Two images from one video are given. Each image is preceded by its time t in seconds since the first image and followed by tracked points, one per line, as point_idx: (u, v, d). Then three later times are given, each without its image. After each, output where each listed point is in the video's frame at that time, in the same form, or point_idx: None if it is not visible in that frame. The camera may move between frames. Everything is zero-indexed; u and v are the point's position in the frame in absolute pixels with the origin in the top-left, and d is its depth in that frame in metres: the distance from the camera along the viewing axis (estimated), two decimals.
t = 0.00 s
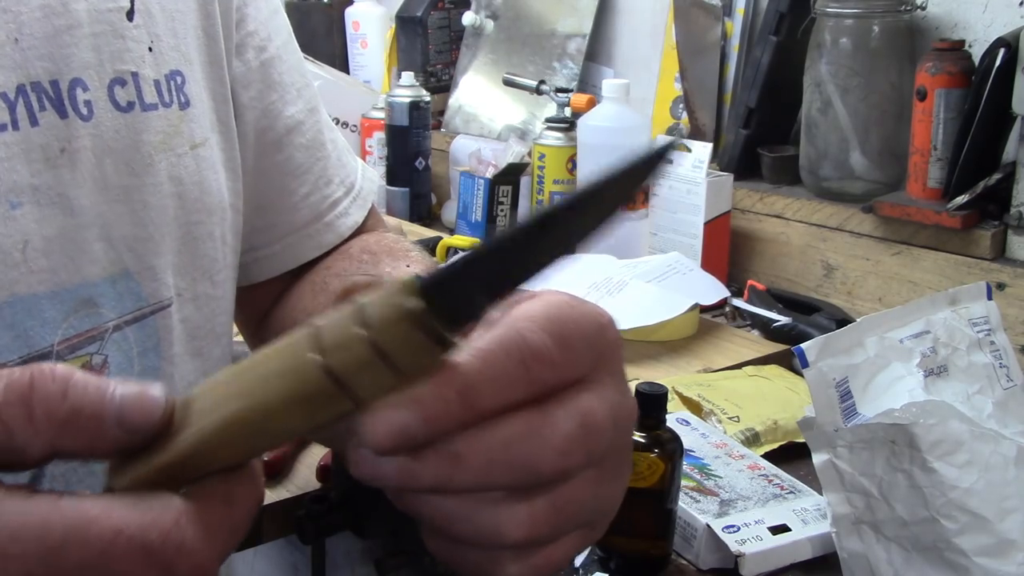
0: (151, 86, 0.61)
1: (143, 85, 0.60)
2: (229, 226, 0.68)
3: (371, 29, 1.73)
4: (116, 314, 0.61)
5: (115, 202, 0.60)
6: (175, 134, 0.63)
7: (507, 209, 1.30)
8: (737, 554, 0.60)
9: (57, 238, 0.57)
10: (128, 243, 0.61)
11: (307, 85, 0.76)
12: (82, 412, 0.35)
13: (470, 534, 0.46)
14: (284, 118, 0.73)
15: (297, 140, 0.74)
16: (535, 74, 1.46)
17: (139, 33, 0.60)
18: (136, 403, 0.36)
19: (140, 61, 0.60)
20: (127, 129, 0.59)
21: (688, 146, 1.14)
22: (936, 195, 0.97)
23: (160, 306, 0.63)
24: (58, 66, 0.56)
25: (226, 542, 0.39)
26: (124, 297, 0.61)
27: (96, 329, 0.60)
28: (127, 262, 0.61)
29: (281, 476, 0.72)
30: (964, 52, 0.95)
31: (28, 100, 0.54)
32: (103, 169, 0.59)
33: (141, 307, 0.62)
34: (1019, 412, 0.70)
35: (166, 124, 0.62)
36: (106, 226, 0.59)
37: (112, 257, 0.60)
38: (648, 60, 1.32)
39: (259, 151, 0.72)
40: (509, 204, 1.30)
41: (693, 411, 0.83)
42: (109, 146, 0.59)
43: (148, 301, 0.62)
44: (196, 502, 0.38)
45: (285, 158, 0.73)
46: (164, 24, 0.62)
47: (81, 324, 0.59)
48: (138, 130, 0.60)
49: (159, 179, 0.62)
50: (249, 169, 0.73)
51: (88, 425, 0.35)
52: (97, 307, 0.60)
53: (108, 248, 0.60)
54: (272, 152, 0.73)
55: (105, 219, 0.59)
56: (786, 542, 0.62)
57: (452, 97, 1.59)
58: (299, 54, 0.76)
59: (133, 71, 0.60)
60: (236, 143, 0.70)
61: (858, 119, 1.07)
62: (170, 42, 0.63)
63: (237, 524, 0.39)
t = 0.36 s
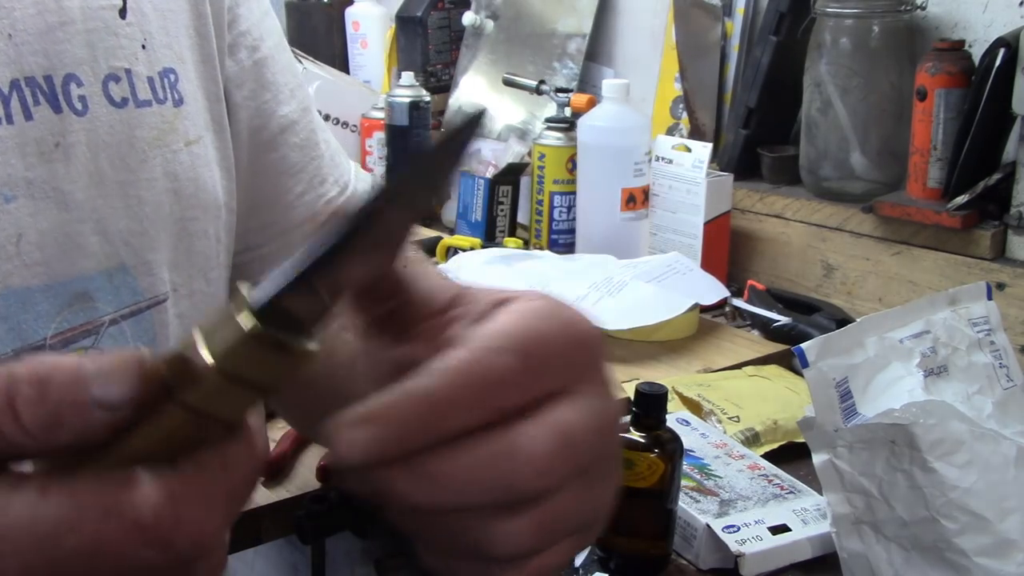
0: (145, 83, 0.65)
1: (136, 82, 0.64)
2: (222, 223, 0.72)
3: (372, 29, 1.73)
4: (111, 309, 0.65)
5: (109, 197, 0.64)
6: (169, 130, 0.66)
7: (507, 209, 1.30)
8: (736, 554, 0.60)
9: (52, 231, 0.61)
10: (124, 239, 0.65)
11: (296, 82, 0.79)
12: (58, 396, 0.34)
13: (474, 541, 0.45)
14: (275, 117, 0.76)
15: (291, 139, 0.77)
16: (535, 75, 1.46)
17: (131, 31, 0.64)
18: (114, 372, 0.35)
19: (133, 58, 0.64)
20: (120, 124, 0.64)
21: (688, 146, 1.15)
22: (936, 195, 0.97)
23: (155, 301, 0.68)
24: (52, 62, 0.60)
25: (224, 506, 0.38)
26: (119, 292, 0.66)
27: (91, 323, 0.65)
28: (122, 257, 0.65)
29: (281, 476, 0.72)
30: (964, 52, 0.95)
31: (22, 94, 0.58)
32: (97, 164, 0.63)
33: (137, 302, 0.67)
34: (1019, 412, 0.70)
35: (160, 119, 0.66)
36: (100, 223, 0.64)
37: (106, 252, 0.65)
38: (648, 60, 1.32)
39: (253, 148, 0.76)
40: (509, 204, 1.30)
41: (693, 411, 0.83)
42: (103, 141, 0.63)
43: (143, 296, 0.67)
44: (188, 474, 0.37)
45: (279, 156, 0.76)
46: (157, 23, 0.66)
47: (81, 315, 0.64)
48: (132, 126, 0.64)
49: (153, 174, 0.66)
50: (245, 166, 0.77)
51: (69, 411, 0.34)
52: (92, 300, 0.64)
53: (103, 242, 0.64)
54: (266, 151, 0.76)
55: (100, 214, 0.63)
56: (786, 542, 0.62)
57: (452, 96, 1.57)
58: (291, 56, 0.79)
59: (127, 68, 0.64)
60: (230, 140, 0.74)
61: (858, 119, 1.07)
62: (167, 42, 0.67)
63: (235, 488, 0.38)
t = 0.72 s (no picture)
0: (136, 64, 0.62)
1: (127, 63, 0.62)
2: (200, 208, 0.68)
3: (371, 29, 1.73)
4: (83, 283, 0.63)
5: (87, 170, 0.62)
6: (156, 115, 0.63)
7: (507, 209, 1.30)
8: (736, 554, 0.60)
9: (27, 195, 0.60)
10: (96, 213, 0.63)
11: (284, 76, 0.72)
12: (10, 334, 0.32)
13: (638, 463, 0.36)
14: (263, 114, 0.69)
15: (282, 138, 0.70)
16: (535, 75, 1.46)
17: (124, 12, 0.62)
18: (69, 301, 0.33)
19: (123, 39, 0.62)
20: (108, 101, 0.61)
21: (688, 146, 1.14)
22: (936, 195, 0.97)
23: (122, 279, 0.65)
24: (46, 30, 0.59)
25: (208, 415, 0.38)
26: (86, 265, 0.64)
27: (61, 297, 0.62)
28: (91, 230, 0.64)
29: (281, 476, 0.72)
30: (964, 52, 0.95)
31: (14, 58, 0.58)
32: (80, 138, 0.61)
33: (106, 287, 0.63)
34: (1019, 412, 0.70)
35: (149, 103, 0.63)
36: (75, 193, 0.62)
37: (77, 223, 0.63)
38: (648, 60, 1.32)
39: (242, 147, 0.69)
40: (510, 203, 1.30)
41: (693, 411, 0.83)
42: (90, 116, 0.61)
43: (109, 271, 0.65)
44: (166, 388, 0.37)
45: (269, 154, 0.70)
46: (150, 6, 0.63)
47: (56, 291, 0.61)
48: (121, 105, 0.62)
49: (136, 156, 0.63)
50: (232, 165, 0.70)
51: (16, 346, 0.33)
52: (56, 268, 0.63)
53: (76, 213, 0.63)
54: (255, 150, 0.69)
55: (76, 186, 0.62)
56: (786, 542, 0.62)
57: (452, 97, 1.57)
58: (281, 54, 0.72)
59: (119, 47, 0.62)
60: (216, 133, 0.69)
61: (857, 119, 1.07)
62: (156, 28, 0.64)
63: (222, 388, 0.38)
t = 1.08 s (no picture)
0: (45, 72, 0.65)
1: (38, 71, 0.64)
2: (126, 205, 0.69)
3: (371, 29, 1.73)
4: (35, 297, 0.63)
5: (19, 185, 0.63)
6: (69, 119, 0.65)
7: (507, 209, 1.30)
8: (737, 554, 0.60)
9: None
10: (41, 228, 0.64)
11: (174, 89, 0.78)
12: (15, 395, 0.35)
13: (522, 280, 0.47)
14: (161, 99, 0.75)
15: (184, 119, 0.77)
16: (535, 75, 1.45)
17: (27, 19, 0.64)
18: (78, 361, 0.35)
19: (30, 48, 0.64)
20: (27, 113, 0.63)
21: (688, 146, 1.15)
22: (936, 195, 0.97)
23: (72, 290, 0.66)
24: None
25: (261, 455, 0.45)
26: (40, 279, 0.64)
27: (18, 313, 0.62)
28: (39, 245, 0.64)
29: (281, 477, 0.72)
30: (964, 52, 0.95)
31: None
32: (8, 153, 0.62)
33: (55, 291, 0.65)
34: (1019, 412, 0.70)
35: (63, 108, 0.65)
36: (15, 210, 0.63)
37: (23, 241, 0.63)
38: (648, 60, 1.32)
39: (149, 135, 0.76)
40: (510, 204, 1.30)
41: (694, 411, 0.83)
42: (15, 131, 0.63)
43: (61, 284, 0.65)
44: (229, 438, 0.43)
45: (173, 138, 0.76)
46: (46, 10, 0.66)
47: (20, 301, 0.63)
48: (38, 115, 0.64)
49: (65, 163, 0.65)
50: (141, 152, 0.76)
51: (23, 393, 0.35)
52: (18, 289, 0.62)
53: (20, 231, 0.63)
54: (159, 135, 0.76)
55: (16, 203, 0.63)
56: (787, 542, 0.62)
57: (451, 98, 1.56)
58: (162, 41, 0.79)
59: (27, 58, 0.63)
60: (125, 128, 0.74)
61: (857, 119, 1.07)
62: (65, 36, 0.67)
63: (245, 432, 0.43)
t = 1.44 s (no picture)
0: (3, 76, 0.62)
1: None
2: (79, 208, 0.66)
3: (371, 29, 1.73)
4: (18, 301, 0.60)
5: None
6: (33, 123, 0.63)
7: (507, 208, 1.30)
8: (737, 554, 0.60)
9: None
10: (14, 230, 0.61)
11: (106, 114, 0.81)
12: (123, 397, 0.34)
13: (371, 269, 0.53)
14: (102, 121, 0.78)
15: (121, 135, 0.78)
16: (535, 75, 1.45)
17: None
18: (176, 357, 0.33)
19: None
20: None
21: (688, 146, 1.15)
22: (936, 195, 0.97)
23: (52, 294, 0.63)
24: None
25: (328, 419, 0.41)
26: (21, 284, 0.61)
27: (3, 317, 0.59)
28: (15, 249, 0.61)
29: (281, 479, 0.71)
30: (964, 52, 0.95)
31: None
32: None
33: (36, 295, 0.62)
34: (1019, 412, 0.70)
35: (25, 112, 0.63)
36: None
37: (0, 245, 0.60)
38: (648, 59, 1.32)
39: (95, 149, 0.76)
40: (510, 204, 1.31)
41: (694, 411, 0.83)
42: None
43: (40, 288, 0.62)
44: (291, 403, 0.39)
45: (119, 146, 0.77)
46: None
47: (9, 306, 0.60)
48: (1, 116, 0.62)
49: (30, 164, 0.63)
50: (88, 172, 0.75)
51: (125, 387, 0.34)
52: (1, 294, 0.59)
53: None
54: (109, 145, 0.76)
55: None
56: (787, 542, 0.62)
57: (452, 96, 1.57)
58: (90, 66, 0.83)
59: None
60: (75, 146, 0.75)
61: (857, 119, 1.07)
62: (11, 37, 0.65)
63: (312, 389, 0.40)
